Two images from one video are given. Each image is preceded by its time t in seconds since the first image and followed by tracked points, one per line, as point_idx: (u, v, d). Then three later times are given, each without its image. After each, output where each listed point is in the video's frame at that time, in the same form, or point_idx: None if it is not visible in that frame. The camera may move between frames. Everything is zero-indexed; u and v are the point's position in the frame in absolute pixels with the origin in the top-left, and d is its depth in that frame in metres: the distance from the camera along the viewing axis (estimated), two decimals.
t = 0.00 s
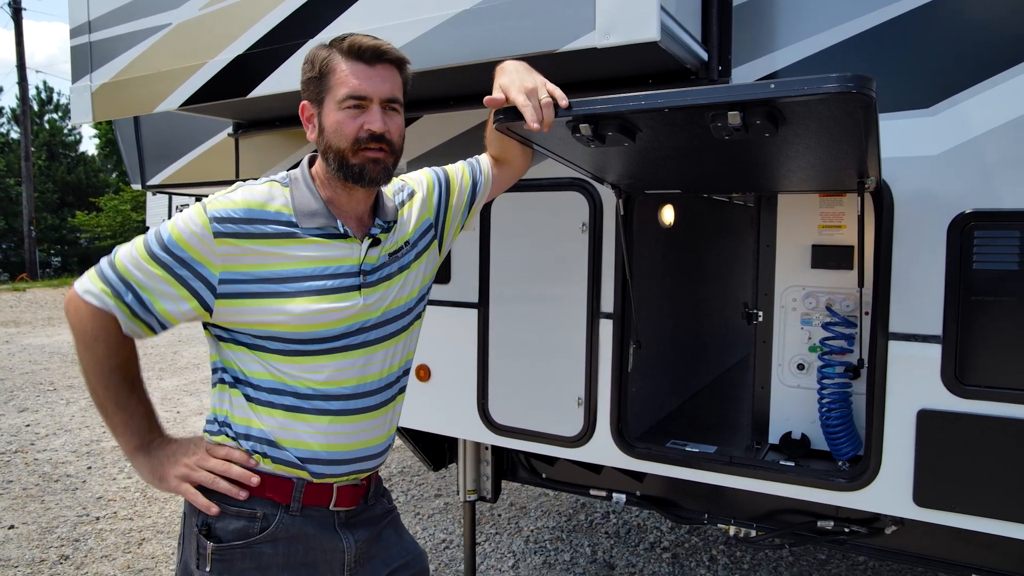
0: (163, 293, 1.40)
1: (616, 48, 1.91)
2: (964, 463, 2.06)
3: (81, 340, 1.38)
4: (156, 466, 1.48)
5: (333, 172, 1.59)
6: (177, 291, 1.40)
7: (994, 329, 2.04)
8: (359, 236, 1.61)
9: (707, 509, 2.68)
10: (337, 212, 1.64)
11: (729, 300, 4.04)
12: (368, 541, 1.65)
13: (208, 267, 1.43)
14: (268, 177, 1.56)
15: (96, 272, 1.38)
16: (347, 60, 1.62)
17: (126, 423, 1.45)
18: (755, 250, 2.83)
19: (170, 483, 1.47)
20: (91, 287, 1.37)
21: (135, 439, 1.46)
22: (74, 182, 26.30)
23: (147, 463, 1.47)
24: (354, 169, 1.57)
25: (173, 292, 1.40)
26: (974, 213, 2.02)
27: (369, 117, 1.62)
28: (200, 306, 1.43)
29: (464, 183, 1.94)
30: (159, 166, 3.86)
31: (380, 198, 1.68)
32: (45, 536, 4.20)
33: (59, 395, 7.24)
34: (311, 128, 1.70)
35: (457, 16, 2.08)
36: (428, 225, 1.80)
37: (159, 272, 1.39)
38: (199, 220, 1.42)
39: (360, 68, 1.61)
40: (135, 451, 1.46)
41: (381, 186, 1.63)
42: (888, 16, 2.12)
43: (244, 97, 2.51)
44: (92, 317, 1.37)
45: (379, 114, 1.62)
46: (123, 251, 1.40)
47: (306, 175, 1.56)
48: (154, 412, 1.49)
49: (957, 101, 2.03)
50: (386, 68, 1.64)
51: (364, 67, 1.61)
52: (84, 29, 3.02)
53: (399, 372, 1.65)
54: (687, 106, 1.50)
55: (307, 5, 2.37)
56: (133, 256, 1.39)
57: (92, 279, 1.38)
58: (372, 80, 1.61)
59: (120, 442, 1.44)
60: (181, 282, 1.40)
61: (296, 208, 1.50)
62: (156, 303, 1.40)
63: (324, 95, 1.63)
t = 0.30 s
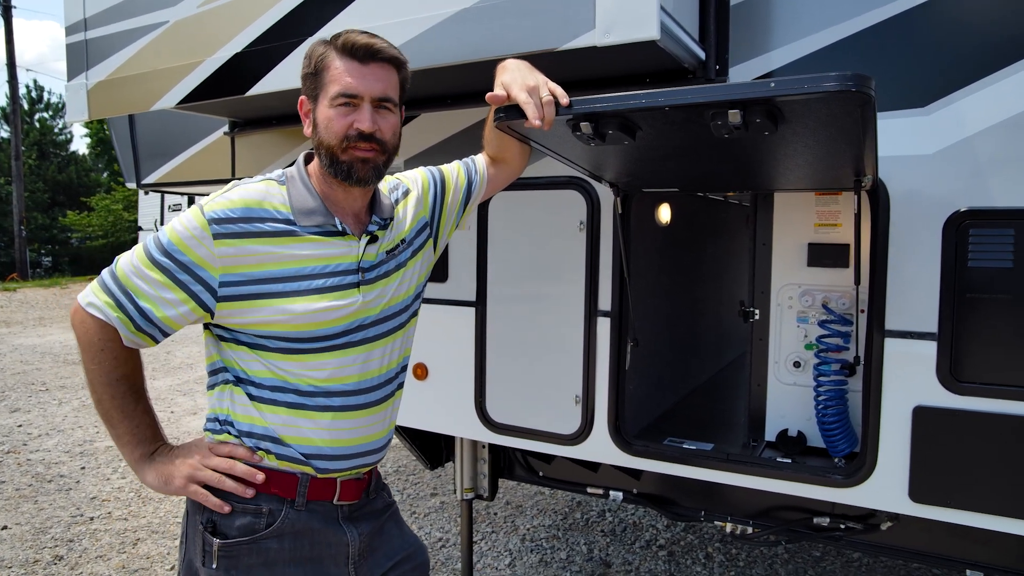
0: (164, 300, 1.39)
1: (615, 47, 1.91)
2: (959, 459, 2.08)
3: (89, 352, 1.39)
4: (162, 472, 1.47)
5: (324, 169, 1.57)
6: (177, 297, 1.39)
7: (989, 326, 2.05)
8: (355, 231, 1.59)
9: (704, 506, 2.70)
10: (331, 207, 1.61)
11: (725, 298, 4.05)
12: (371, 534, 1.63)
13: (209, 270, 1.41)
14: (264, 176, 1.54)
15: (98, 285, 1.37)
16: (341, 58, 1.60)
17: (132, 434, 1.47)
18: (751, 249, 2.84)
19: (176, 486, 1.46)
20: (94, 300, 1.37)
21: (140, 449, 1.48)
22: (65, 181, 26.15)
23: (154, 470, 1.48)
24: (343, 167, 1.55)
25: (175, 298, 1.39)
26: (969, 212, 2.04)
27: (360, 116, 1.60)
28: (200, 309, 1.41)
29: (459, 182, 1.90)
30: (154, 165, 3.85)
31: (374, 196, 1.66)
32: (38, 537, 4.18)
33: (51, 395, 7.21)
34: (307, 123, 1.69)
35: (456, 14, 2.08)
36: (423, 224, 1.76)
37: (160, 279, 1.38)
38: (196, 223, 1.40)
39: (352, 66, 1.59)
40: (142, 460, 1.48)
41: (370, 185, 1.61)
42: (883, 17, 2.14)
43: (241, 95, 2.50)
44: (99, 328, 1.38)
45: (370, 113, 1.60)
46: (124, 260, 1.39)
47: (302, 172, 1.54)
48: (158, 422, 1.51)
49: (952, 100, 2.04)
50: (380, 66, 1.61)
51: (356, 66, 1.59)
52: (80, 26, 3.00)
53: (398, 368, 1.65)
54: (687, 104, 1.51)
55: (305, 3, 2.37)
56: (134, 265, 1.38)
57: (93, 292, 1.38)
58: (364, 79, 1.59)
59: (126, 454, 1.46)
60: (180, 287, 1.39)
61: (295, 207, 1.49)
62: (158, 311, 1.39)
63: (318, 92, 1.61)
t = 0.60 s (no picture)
0: (170, 299, 1.39)
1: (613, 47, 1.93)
2: (952, 456, 2.11)
3: (94, 350, 1.39)
4: (165, 471, 1.48)
5: (324, 168, 1.57)
6: (182, 296, 1.39)
7: (981, 325, 2.08)
8: (361, 232, 1.60)
9: (699, 504, 2.72)
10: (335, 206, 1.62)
11: (719, 297, 4.08)
12: (371, 532, 1.64)
13: (214, 270, 1.41)
14: (269, 176, 1.55)
15: (103, 283, 1.38)
16: (323, 55, 1.59)
17: (135, 432, 1.47)
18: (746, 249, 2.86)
19: (178, 484, 1.47)
20: (99, 298, 1.38)
21: (143, 448, 1.48)
22: (55, 181, 25.98)
23: (156, 469, 1.48)
24: (341, 163, 1.55)
25: (180, 297, 1.39)
26: (961, 212, 2.07)
27: (351, 109, 1.59)
28: (206, 310, 1.41)
29: (462, 181, 1.90)
30: (149, 164, 3.84)
31: (378, 196, 1.66)
32: (31, 538, 4.16)
33: (43, 396, 7.17)
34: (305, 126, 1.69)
35: (454, 14, 2.09)
36: (427, 223, 1.77)
37: (164, 279, 1.38)
38: (202, 224, 1.41)
39: (335, 61, 1.58)
40: (144, 459, 1.48)
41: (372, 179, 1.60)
42: (877, 19, 2.16)
43: (239, 94, 2.50)
44: (103, 326, 1.39)
45: (360, 105, 1.59)
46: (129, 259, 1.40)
47: (307, 174, 1.55)
48: (162, 421, 1.51)
49: (945, 101, 2.07)
50: (363, 57, 1.60)
51: (339, 60, 1.58)
52: (75, 25, 2.99)
53: (400, 368, 1.65)
54: (687, 105, 1.52)
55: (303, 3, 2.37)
56: (140, 263, 1.38)
57: (99, 290, 1.38)
58: (349, 72, 1.58)
59: (129, 452, 1.46)
60: (185, 287, 1.39)
61: (299, 207, 1.49)
62: (163, 310, 1.39)
63: (308, 93, 1.61)
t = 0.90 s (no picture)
0: (168, 300, 1.39)
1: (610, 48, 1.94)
2: (944, 453, 2.13)
3: (95, 351, 1.40)
4: (166, 470, 1.48)
5: (318, 172, 1.57)
6: (180, 297, 1.39)
7: (973, 324, 2.10)
8: (359, 232, 1.60)
9: (694, 502, 2.74)
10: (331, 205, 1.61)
11: (714, 296, 4.10)
12: (374, 529, 1.64)
13: (213, 271, 1.41)
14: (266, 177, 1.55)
15: (102, 286, 1.39)
16: (320, 61, 1.59)
17: (136, 433, 1.48)
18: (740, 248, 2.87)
19: (180, 484, 1.46)
20: (99, 301, 1.39)
21: (145, 448, 1.49)
22: (45, 180, 25.81)
23: (157, 468, 1.49)
24: (335, 169, 1.55)
25: (178, 298, 1.39)
26: (954, 212, 2.09)
27: (346, 116, 1.59)
28: (204, 311, 1.41)
29: (460, 181, 1.91)
30: (143, 163, 3.83)
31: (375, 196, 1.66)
32: (24, 539, 4.14)
33: (34, 396, 7.13)
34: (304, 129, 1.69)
35: (452, 15, 2.09)
36: (425, 223, 1.77)
37: (163, 280, 1.38)
38: (198, 226, 1.40)
39: (331, 68, 1.57)
40: (146, 459, 1.49)
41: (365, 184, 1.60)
42: (870, 21, 2.18)
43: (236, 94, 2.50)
44: (104, 329, 1.39)
45: (355, 112, 1.59)
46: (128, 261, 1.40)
47: (302, 173, 1.55)
48: (163, 421, 1.52)
49: (937, 103, 2.09)
50: (359, 64, 1.59)
51: (334, 67, 1.57)
52: (70, 23, 2.97)
53: (400, 365, 1.66)
54: (684, 105, 1.53)
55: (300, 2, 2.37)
56: (138, 265, 1.38)
57: (99, 293, 1.39)
58: (344, 79, 1.57)
59: (130, 453, 1.46)
60: (183, 288, 1.39)
61: (296, 207, 1.49)
62: (161, 311, 1.40)
63: (305, 98, 1.62)
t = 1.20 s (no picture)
0: (166, 301, 1.39)
1: (608, 49, 1.94)
2: (940, 452, 2.14)
3: (93, 353, 1.39)
4: (164, 471, 1.48)
5: (336, 172, 1.53)
6: (179, 298, 1.39)
7: (968, 324, 2.12)
8: (358, 232, 1.59)
9: (691, 502, 2.75)
10: (336, 210, 1.59)
11: (710, 296, 4.11)
12: (373, 529, 1.64)
13: (211, 273, 1.41)
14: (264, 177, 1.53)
15: (100, 287, 1.38)
16: (332, 60, 1.54)
17: (135, 434, 1.47)
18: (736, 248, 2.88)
19: (178, 485, 1.46)
20: (97, 302, 1.38)
21: (143, 449, 1.48)
22: (37, 180, 25.67)
23: (156, 469, 1.48)
24: (357, 168, 1.52)
25: (177, 300, 1.39)
26: (949, 212, 2.10)
27: (363, 117, 1.56)
28: (204, 314, 1.41)
29: (459, 181, 1.91)
30: (138, 163, 3.82)
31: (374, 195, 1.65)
32: (18, 540, 4.12)
33: (27, 397, 7.09)
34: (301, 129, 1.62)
35: (450, 15, 2.09)
36: (424, 222, 1.77)
37: (161, 281, 1.38)
38: (197, 227, 1.39)
39: (347, 68, 1.53)
40: (144, 460, 1.48)
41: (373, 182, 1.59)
42: (865, 22, 2.20)
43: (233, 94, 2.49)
44: (101, 330, 1.39)
45: (372, 112, 1.56)
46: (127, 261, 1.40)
47: (301, 174, 1.52)
48: (162, 422, 1.51)
49: (933, 104, 2.10)
50: (374, 64, 1.56)
51: (351, 67, 1.53)
52: (65, 23, 2.96)
53: (398, 365, 1.66)
54: (683, 106, 1.53)
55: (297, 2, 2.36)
56: (136, 266, 1.38)
57: (96, 294, 1.38)
58: (363, 80, 1.54)
59: (128, 454, 1.46)
60: (181, 289, 1.39)
61: (295, 208, 1.48)
62: (159, 312, 1.39)
63: (313, 98, 1.56)
